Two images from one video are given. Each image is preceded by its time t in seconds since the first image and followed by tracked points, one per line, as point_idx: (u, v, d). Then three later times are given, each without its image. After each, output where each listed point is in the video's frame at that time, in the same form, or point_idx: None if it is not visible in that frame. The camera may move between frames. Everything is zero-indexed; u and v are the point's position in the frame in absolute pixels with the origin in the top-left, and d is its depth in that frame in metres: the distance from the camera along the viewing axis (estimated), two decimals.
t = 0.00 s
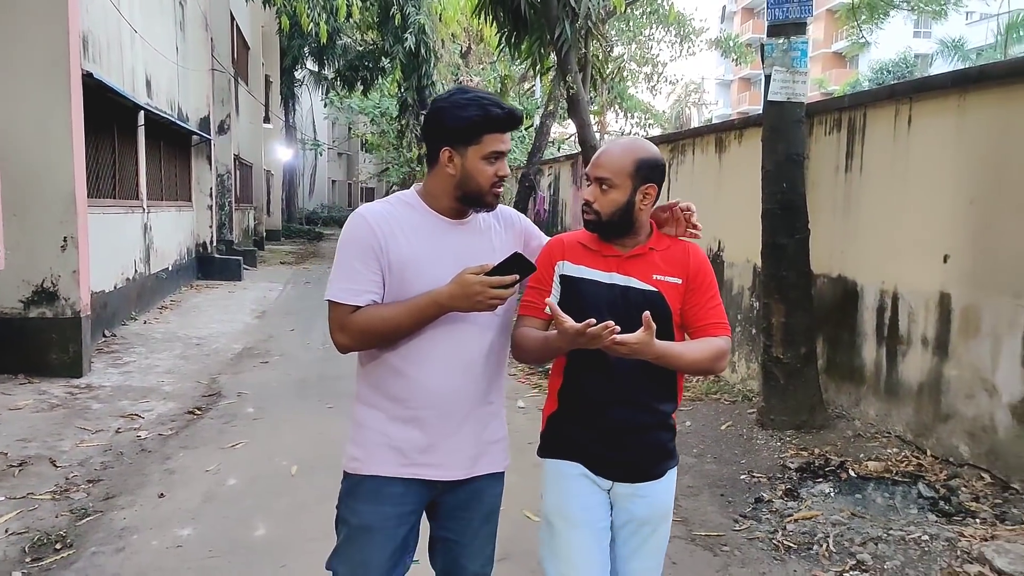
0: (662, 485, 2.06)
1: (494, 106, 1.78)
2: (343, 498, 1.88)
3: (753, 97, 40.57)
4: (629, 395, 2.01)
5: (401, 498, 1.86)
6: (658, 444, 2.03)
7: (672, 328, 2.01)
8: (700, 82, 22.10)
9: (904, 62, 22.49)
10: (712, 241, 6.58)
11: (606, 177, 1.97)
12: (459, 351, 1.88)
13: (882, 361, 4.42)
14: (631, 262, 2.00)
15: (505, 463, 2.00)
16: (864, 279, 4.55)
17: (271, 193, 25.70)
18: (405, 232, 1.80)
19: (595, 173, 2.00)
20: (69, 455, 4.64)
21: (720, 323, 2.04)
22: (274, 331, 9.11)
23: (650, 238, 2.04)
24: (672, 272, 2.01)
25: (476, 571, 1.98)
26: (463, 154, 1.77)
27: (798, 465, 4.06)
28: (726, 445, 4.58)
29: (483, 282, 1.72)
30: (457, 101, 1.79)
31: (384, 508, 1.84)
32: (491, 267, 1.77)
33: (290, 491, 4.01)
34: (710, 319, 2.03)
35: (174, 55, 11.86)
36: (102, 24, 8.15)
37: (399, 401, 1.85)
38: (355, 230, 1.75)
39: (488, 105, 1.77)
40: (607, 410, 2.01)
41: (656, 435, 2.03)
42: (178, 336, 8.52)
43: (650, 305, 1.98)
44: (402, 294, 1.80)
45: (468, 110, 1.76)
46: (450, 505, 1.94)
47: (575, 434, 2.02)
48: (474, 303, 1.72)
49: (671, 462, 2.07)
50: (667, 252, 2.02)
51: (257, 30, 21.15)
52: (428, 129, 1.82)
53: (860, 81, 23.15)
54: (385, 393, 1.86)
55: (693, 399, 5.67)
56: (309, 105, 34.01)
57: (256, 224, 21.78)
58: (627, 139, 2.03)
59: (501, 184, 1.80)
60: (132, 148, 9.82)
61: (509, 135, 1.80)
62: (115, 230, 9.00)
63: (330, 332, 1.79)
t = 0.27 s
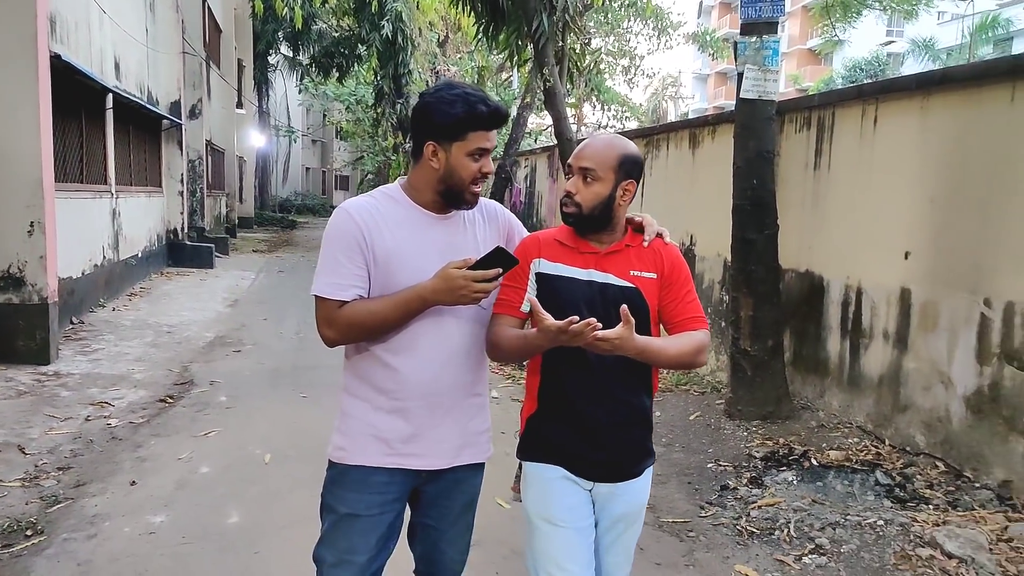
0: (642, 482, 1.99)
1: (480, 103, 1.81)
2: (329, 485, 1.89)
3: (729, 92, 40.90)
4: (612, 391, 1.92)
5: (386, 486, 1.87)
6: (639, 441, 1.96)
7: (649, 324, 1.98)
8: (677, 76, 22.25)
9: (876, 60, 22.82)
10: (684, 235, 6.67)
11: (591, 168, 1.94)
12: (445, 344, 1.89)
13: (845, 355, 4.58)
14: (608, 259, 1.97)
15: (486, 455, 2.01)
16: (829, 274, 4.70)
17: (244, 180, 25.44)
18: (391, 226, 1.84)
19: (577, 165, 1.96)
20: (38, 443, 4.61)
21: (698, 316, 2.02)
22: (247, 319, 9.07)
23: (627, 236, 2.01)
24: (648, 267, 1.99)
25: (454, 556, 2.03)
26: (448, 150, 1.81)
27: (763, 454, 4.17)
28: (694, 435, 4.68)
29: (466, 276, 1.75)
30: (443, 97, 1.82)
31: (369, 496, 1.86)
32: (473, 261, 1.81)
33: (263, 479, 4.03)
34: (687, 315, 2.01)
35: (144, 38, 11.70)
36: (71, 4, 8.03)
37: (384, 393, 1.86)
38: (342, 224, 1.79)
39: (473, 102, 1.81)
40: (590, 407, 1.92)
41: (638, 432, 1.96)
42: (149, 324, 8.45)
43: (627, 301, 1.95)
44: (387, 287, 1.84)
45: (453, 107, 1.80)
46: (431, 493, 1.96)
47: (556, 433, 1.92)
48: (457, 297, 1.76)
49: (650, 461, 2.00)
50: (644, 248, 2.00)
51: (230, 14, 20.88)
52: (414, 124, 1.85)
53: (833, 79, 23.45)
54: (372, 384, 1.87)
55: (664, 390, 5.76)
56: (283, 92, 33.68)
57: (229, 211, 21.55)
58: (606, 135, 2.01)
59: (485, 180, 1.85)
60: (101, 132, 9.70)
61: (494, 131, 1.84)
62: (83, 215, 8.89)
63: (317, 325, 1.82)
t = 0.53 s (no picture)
0: (630, 489, 2.00)
1: (461, 110, 1.83)
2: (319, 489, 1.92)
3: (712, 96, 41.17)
4: (593, 401, 1.94)
5: (373, 491, 1.89)
6: (623, 446, 1.97)
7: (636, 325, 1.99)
8: (661, 79, 22.39)
9: (857, 66, 23.06)
10: (667, 239, 6.73)
11: (576, 165, 1.98)
12: (430, 349, 1.91)
13: (826, 358, 4.66)
14: (592, 260, 1.99)
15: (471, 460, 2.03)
16: (810, 278, 4.79)
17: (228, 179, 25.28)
18: (374, 233, 1.86)
19: (564, 162, 2.00)
20: (20, 443, 4.57)
21: (687, 311, 2.01)
22: (230, 319, 9.03)
23: (612, 238, 2.04)
24: (631, 266, 2.01)
25: (440, 558, 2.06)
26: (432, 158, 1.83)
27: (745, 456, 4.23)
28: (677, 436, 4.73)
29: (445, 282, 1.77)
30: (425, 107, 1.84)
31: (357, 501, 1.88)
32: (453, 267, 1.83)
33: (248, 479, 4.03)
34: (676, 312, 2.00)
35: (130, 36, 11.63)
36: (57, 2, 7.98)
37: (371, 398, 1.88)
38: (326, 231, 1.81)
39: (455, 110, 1.82)
40: (570, 418, 1.94)
41: (622, 437, 1.98)
42: (132, 323, 8.41)
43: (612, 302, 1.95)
44: (371, 293, 1.87)
45: (436, 116, 1.81)
46: (418, 497, 1.98)
47: (538, 443, 1.95)
48: (437, 303, 1.78)
49: (636, 466, 2.02)
50: (627, 249, 2.03)
51: (215, 12, 20.77)
52: (398, 132, 1.87)
53: (815, 84, 23.69)
54: (358, 390, 1.89)
55: (647, 391, 5.82)
56: (268, 90, 33.53)
57: (212, 210, 21.41)
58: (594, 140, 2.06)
59: (471, 186, 1.87)
60: (85, 130, 9.63)
61: (477, 138, 1.86)
62: (66, 214, 8.82)
63: (302, 332, 1.86)
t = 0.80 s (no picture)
0: (623, 482, 2.05)
1: (442, 116, 1.85)
2: (317, 497, 1.95)
3: (690, 95, 41.46)
4: (587, 398, 1.99)
5: (371, 498, 1.92)
6: (616, 443, 2.02)
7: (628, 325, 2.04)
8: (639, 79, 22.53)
9: (833, 64, 23.32)
10: (649, 238, 6.82)
11: (566, 166, 2.03)
12: (418, 356, 1.94)
13: (807, 353, 4.76)
14: (583, 262, 2.05)
15: (464, 462, 2.07)
16: (790, 276, 4.89)
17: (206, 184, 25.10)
18: (357, 243, 1.87)
19: (554, 164, 2.06)
20: (5, 453, 4.55)
21: (675, 312, 2.05)
22: (213, 325, 9.00)
23: (602, 239, 2.09)
24: (622, 268, 2.07)
25: (436, 560, 2.10)
26: (417, 166, 1.85)
27: (730, 451, 4.31)
28: (663, 433, 4.80)
29: (430, 291, 1.78)
30: (406, 114, 1.85)
31: (355, 509, 1.91)
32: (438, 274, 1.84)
33: (238, 484, 4.05)
34: (665, 312, 2.04)
35: (106, 42, 11.54)
36: (32, 9, 7.92)
37: (363, 407, 1.91)
38: (308, 243, 1.81)
39: (436, 116, 1.84)
40: (563, 415, 1.99)
41: (615, 434, 2.03)
42: (114, 331, 8.35)
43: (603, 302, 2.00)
44: (357, 303, 1.88)
45: (419, 125, 1.83)
46: (414, 501, 2.02)
47: (533, 439, 2.00)
48: (424, 311, 1.79)
49: (629, 460, 2.07)
50: (617, 250, 2.08)
51: (191, 16, 20.62)
52: (381, 142, 1.88)
53: (791, 83, 23.93)
54: (349, 399, 1.92)
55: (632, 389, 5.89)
56: (245, 95, 33.32)
57: (190, 215, 21.24)
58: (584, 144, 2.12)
59: (456, 190, 1.89)
60: (62, 138, 9.55)
61: (458, 143, 1.88)
62: (44, 222, 8.74)
63: (290, 345, 1.87)
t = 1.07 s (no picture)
0: (614, 469, 2.12)
1: (443, 113, 1.90)
2: (317, 495, 1.98)
3: (667, 94, 41.74)
4: (579, 388, 2.05)
5: (372, 495, 1.96)
6: (608, 432, 2.08)
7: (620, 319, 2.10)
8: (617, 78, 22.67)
9: (808, 63, 23.60)
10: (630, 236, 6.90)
11: (564, 165, 2.09)
12: (416, 352, 1.98)
13: (786, 348, 4.87)
14: (578, 258, 2.12)
15: (460, 456, 2.12)
16: (770, 272, 5.00)
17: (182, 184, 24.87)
18: (359, 240, 1.90)
19: (553, 163, 2.12)
20: None
21: (664, 305, 2.11)
22: (194, 325, 8.96)
23: (596, 236, 2.16)
24: (614, 264, 2.14)
25: (433, 554, 2.15)
26: (418, 163, 1.89)
27: (712, 444, 4.40)
28: (646, 427, 4.88)
29: (437, 286, 1.83)
30: (407, 112, 1.89)
31: (356, 507, 1.95)
32: (443, 270, 1.90)
33: (226, 482, 4.06)
34: (656, 304, 2.11)
35: (80, 40, 11.41)
36: (6, 7, 7.82)
37: (364, 403, 1.94)
38: (312, 242, 1.84)
39: (437, 114, 1.89)
40: (557, 405, 2.05)
41: (607, 424, 2.09)
42: (93, 332, 8.28)
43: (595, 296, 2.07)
44: (359, 300, 1.92)
45: (420, 123, 1.87)
46: (412, 495, 2.06)
47: (527, 428, 2.06)
48: (430, 306, 1.85)
49: (621, 449, 2.13)
50: (609, 247, 2.15)
51: (166, 14, 20.42)
52: (380, 139, 1.91)
53: (767, 82, 24.16)
54: (349, 396, 1.95)
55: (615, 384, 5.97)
56: (221, 93, 33.03)
57: (166, 215, 21.03)
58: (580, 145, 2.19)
59: (454, 186, 1.94)
60: (37, 137, 9.44)
61: (456, 140, 1.93)
62: (20, 222, 8.64)
63: (293, 344, 1.89)
